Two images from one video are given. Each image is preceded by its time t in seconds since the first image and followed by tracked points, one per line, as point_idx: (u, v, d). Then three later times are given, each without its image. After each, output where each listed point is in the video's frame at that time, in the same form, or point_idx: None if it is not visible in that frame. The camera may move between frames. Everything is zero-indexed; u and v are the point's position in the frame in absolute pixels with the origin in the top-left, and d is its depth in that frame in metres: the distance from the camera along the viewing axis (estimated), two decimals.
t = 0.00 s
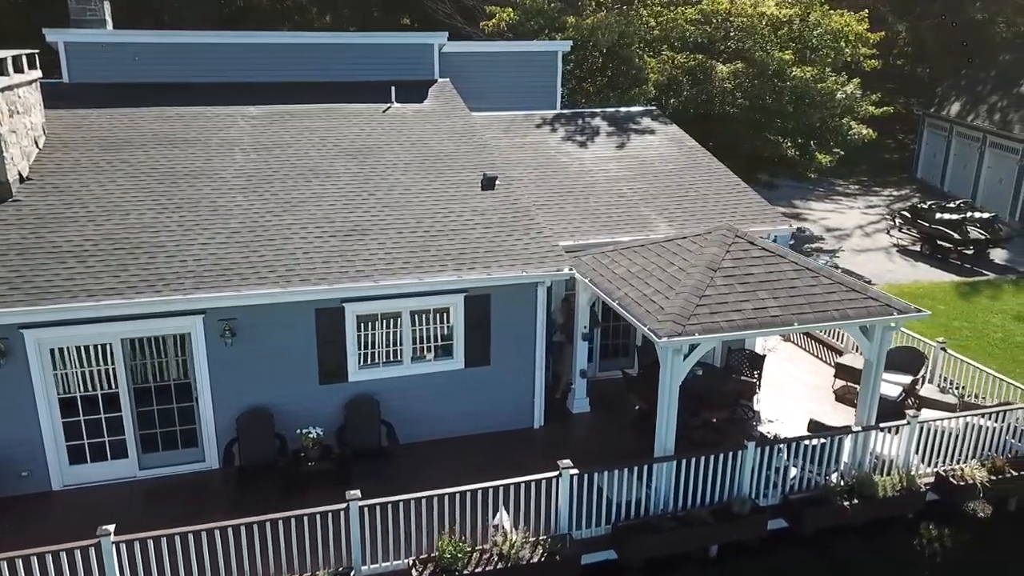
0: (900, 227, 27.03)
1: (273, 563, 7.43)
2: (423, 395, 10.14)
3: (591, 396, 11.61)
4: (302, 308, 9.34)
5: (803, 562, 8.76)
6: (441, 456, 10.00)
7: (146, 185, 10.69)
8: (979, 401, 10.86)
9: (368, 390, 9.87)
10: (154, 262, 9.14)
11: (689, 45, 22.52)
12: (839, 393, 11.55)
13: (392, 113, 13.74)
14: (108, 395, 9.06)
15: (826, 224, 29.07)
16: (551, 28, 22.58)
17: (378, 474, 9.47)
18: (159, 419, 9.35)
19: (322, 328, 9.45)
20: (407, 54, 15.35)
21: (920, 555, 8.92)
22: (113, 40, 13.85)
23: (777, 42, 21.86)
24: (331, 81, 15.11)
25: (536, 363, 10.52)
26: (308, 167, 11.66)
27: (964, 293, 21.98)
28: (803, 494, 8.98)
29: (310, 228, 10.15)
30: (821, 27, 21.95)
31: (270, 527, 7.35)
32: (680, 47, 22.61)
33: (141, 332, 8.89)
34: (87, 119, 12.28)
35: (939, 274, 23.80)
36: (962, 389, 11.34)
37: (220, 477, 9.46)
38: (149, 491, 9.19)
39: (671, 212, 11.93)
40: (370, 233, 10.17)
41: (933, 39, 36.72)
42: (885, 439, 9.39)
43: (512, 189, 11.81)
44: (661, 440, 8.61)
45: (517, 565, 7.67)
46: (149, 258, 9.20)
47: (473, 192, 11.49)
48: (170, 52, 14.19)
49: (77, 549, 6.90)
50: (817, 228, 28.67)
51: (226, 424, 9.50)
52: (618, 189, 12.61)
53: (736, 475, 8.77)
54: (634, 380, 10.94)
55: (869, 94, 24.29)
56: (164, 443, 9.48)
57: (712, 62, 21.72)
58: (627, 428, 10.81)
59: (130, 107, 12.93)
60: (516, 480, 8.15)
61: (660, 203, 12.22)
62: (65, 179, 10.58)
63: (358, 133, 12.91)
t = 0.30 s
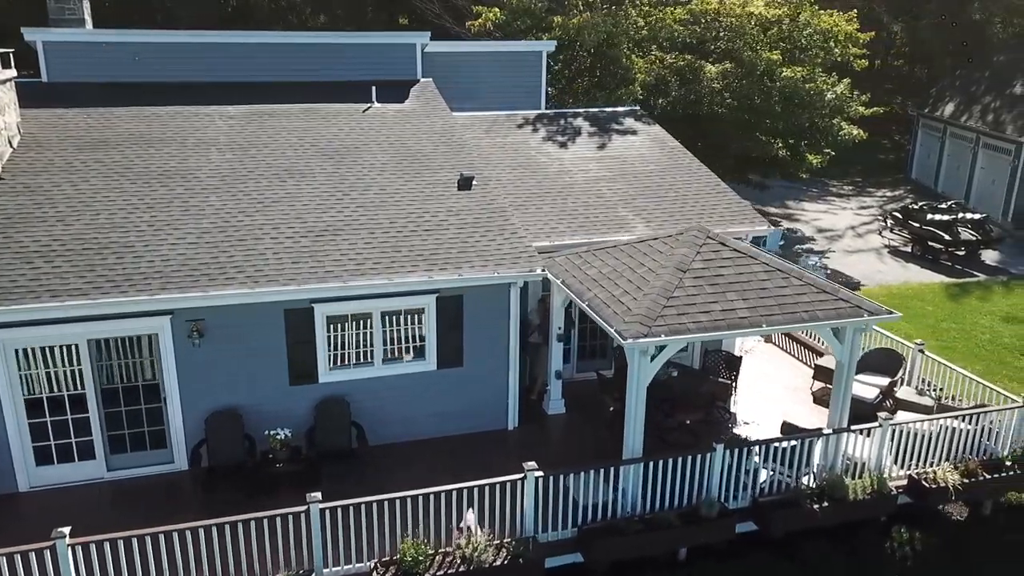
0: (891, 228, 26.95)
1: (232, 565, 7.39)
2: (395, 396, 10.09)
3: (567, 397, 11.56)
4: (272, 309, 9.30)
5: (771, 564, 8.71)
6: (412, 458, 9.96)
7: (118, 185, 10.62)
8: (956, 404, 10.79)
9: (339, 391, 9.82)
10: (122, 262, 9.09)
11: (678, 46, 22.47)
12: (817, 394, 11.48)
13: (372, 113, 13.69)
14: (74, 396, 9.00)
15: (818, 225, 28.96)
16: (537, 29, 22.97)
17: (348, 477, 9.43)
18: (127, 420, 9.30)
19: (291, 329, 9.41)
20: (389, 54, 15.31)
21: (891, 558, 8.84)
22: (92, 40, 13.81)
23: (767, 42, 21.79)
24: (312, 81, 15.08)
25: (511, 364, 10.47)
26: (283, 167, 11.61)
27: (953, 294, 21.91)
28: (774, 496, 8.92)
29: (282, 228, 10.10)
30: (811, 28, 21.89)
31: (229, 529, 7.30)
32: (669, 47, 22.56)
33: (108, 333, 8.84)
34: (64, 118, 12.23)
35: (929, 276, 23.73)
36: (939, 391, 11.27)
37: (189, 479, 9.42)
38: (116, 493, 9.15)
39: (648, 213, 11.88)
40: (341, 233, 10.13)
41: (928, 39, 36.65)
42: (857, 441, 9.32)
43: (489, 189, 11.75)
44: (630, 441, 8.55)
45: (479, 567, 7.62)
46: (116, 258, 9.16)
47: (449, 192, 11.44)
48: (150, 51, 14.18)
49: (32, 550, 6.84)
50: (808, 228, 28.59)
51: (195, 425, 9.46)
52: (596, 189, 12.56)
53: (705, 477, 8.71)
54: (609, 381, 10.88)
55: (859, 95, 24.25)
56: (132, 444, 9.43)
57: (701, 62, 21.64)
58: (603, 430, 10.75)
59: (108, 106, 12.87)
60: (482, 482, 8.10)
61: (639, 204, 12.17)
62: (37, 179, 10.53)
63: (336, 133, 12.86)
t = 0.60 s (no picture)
0: (883, 229, 26.88)
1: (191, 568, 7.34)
2: (368, 398, 10.05)
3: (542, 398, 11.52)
4: (242, 310, 9.25)
5: (741, 568, 8.66)
6: (383, 461, 9.92)
7: (92, 184, 10.56)
8: (933, 406, 10.71)
9: (311, 393, 9.78)
10: (90, 263, 9.05)
11: (667, 46, 22.40)
12: (795, 397, 11.43)
13: (353, 113, 13.65)
14: (42, 398, 8.95)
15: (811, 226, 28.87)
16: (526, 28, 22.93)
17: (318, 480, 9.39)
18: (96, 422, 9.26)
19: (262, 330, 9.36)
20: (372, 54, 15.28)
21: (862, 561, 8.82)
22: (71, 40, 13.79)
23: (756, 42, 21.74)
24: (294, 81, 15.04)
25: (485, 366, 10.42)
26: (259, 167, 11.57)
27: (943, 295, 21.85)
28: (744, 499, 8.87)
29: (254, 229, 10.06)
30: (800, 28, 21.85)
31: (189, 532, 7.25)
32: (659, 48, 22.51)
33: (75, 334, 8.79)
34: (41, 118, 12.18)
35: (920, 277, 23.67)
36: (918, 394, 11.20)
37: (157, 481, 9.38)
38: (84, 495, 9.10)
39: (626, 214, 11.84)
40: (314, 234, 10.09)
41: (923, 40, 36.58)
42: (831, 443, 9.28)
43: (466, 190, 11.70)
44: (599, 444, 8.49)
45: (442, 571, 7.56)
46: (85, 259, 9.12)
47: (426, 193, 11.39)
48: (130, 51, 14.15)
49: None
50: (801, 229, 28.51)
51: (165, 427, 9.41)
52: (576, 190, 12.51)
53: (675, 480, 8.66)
54: (585, 383, 10.84)
55: (849, 95, 24.21)
56: (101, 445, 9.38)
57: (690, 63, 21.59)
58: (578, 431, 10.71)
59: (86, 106, 12.82)
60: (448, 485, 8.06)
61: (618, 205, 12.13)
62: (10, 178, 10.49)
63: (315, 133, 12.80)
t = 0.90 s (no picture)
0: (874, 229, 26.80)
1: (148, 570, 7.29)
2: (339, 400, 10.00)
3: (517, 400, 11.46)
4: (209, 312, 9.20)
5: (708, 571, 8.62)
6: (353, 463, 9.88)
7: (63, 184, 10.51)
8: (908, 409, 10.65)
9: (280, 395, 9.74)
10: (56, 263, 9.00)
11: (655, 46, 22.23)
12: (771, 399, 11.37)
13: (332, 113, 13.59)
14: (6, 400, 8.89)
15: (802, 227, 28.79)
16: (512, 29, 22.88)
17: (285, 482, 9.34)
18: (62, 423, 9.20)
19: (229, 332, 9.31)
20: (353, 54, 15.24)
21: (832, 565, 8.77)
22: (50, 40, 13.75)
23: (744, 42, 21.67)
24: (274, 81, 15.00)
25: (457, 368, 10.37)
26: (233, 168, 11.52)
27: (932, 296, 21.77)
28: (713, 502, 8.80)
29: (225, 229, 10.01)
30: (789, 28, 21.78)
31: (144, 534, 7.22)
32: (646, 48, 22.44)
33: (39, 335, 8.73)
34: (15, 118, 12.14)
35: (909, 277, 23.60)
36: (894, 396, 11.12)
37: (123, 484, 9.33)
38: (49, 497, 9.05)
39: (603, 215, 11.78)
40: (285, 234, 10.04)
41: (918, 40, 36.43)
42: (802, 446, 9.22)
43: (442, 190, 11.65)
44: (566, 446, 8.44)
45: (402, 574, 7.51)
46: (51, 259, 9.07)
47: (401, 193, 11.33)
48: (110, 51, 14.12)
49: None
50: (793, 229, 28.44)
51: (132, 429, 9.36)
52: (553, 190, 12.45)
53: (643, 484, 8.60)
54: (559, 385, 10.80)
55: (838, 96, 24.16)
56: (68, 447, 9.32)
57: (677, 63, 21.52)
58: (552, 433, 10.66)
59: (62, 106, 12.77)
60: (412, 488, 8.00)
61: (595, 206, 12.08)
62: None
63: (293, 133, 12.74)
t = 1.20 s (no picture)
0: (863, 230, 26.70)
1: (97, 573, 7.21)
2: (303, 401, 9.92)
3: (488, 402, 11.38)
4: (170, 312, 9.13)
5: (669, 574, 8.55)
6: (318, 465, 9.81)
7: (28, 184, 10.42)
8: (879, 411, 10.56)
9: (244, 396, 9.66)
10: (14, 263, 8.92)
11: (641, 46, 22.16)
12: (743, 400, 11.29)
13: (306, 112, 13.51)
14: None
15: (792, 227, 28.70)
16: (496, 28, 22.82)
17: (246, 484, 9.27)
18: (22, 425, 9.12)
19: (191, 332, 9.23)
20: (330, 53, 15.16)
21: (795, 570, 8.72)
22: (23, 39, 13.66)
23: (731, 42, 21.57)
24: (251, 81, 14.93)
25: (425, 369, 10.28)
26: (202, 167, 11.43)
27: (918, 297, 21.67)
28: (677, 506, 8.71)
29: (189, 229, 9.94)
30: (776, 27, 21.67)
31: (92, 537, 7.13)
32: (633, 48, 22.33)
33: None
34: None
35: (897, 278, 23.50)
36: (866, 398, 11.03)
37: (83, 486, 9.26)
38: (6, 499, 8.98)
39: (575, 216, 11.69)
40: (250, 234, 9.97)
41: (911, 41, 36.31)
42: (768, 448, 9.14)
43: (412, 190, 11.56)
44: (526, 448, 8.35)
45: None
46: (10, 259, 9.00)
47: (371, 193, 11.25)
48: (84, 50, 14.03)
49: None
50: (782, 230, 28.35)
51: (92, 430, 9.28)
52: (526, 190, 12.36)
53: (604, 486, 8.51)
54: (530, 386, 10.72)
55: (827, 96, 24.08)
56: (28, 449, 9.25)
57: (663, 63, 21.42)
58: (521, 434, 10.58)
59: (33, 105, 12.69)
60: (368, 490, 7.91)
61: (567, 206, 11.99)
62: None
63: (265, 132, 12.65)
